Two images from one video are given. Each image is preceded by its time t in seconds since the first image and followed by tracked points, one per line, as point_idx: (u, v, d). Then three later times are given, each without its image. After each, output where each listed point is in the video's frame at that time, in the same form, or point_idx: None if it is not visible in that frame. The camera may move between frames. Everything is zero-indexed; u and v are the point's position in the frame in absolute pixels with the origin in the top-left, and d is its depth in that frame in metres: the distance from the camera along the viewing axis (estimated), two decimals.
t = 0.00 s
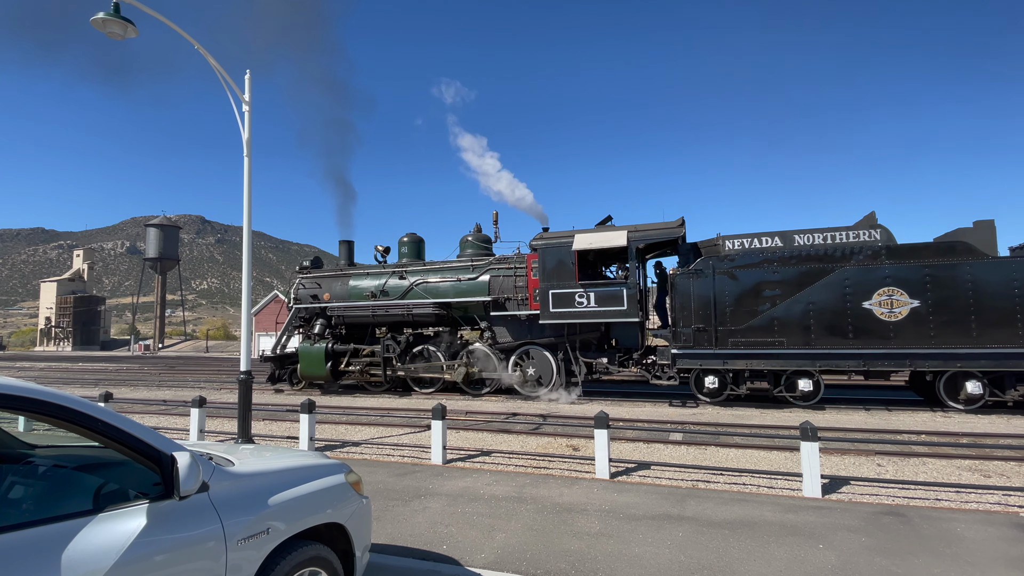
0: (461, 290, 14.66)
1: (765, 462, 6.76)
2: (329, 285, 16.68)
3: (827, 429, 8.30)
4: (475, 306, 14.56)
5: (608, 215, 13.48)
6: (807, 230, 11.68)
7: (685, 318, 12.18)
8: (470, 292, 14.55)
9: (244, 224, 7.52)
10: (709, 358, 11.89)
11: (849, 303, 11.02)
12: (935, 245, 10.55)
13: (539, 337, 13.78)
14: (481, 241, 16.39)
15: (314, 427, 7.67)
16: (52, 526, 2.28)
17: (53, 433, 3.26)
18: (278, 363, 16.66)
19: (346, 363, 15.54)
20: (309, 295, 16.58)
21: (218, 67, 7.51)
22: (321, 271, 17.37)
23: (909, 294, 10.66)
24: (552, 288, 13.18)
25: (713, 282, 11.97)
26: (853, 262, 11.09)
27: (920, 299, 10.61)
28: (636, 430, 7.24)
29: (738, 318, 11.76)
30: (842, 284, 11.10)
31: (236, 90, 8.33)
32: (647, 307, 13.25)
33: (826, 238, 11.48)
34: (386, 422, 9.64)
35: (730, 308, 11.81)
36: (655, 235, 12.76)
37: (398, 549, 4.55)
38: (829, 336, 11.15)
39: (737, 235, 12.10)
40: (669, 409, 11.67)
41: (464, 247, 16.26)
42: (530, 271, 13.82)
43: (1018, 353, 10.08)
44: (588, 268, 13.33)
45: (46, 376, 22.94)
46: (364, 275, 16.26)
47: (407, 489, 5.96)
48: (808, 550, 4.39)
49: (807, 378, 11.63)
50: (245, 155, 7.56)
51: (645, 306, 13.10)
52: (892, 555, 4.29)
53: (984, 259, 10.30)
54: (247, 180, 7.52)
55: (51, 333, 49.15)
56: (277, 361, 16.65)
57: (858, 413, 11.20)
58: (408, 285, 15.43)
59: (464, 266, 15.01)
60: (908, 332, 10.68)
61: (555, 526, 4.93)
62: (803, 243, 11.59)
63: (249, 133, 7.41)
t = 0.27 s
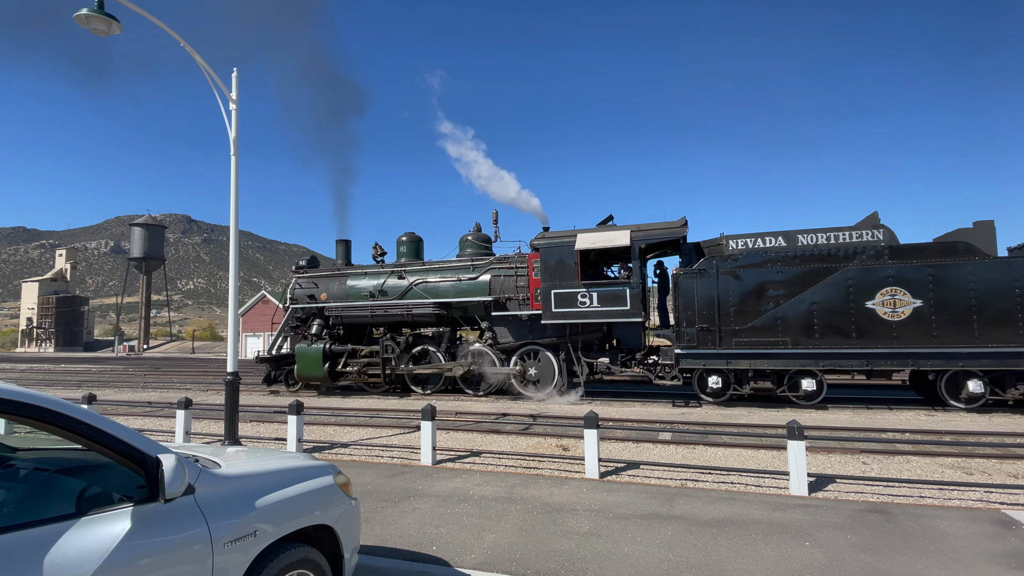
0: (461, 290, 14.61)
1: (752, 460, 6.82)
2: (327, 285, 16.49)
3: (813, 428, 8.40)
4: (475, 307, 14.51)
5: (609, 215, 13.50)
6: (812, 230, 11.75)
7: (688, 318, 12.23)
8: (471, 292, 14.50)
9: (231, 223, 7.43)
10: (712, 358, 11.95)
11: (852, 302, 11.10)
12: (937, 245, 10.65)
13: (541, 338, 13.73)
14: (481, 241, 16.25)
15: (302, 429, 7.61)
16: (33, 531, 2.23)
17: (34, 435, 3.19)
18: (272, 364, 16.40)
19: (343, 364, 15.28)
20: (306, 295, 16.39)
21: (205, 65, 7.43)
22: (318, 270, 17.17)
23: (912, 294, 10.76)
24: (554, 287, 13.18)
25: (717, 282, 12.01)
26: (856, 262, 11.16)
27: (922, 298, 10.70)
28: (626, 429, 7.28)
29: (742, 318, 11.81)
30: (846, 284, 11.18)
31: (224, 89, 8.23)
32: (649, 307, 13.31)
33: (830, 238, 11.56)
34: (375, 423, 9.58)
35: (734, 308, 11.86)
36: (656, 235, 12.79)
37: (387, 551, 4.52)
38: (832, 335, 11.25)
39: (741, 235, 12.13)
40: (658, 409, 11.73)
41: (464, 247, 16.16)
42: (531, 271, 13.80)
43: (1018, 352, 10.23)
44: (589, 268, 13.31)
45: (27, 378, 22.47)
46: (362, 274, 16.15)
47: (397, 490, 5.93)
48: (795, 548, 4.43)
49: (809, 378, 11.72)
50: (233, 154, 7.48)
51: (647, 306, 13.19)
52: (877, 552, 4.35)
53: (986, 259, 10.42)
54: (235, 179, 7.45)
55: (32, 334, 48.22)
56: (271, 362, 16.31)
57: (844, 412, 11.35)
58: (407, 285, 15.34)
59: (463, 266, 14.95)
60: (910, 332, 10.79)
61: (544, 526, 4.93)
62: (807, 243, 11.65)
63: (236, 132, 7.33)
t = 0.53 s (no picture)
0: (460, 289, 14.52)
1: (738, 459, 6.90)
2: (323, 284, 16.31)
3: (797, 426, 8.51)
4: (474, 306, 14.42)
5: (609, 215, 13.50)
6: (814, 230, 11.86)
7: (689, 318, 12.21)
8: (470, 291, 14.41)
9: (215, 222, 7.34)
10: (713, 358, 11.95)
11: (853, 302, 11.16)
12: (935, 245, 10.76)
13: (541, 337, 13.75)
14: (480, 240, 16.19)
15: (288, 429, 7.54)
16: (11, 534, 2.19)
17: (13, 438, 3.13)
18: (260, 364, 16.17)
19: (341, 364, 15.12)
20: (302, 294, 16.20)
21: (189, 61, 7.33)
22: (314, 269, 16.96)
23: (911, 294, 10.84)
24: (555, 287, 13.15)
25: (718, 282, 12.01)
26: (856, 261, 11.23)
27: (921, 298, 10.79)
28: (613, 428, 7.32)
29: (743, 318, 11.83)
30: (846, 284, 11.24)
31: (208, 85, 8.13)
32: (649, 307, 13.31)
33: (830, 238, 11.64)
34: (362, 423, 9.52)
35: (735, 307, 11.87)
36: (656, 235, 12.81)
37: (374, 552, 4.50)
38: (833, 335, 11.30)
39: (742, 234, 12.15)
40: (646, 408, 11.80)
41: (462, 246, 16.04)
42: (531, 270, 13.75)
43: (1015, 351, 10.36)
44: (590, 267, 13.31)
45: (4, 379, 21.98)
46: (359, 274, 16.05)
47: (384, 490, 5.90)
48: (779, 545, 4.49)
49: (809, 377, 11.83)
50: (217, 152, 7.39)
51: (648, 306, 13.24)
52: (859, 548, 4.42)
53: (984, 259, 10.54)
54: (219, 177, 7.36)
55: (10, 334, 47.20)
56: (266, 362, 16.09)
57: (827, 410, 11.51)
58: (406, 284, 15.22)
59: (462, 265, 14.87)
60: (910, 331, 10.86)
61: (531, 526, 4.94)
62: (807, 243, 11.70)
63: (220, 129, 7.25)
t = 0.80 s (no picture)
0: (458, 288, 14.37)
1: (721, 456, 6.99)
2: (317, 283, 16.10)
3: (778, 424, 8.65)
4: (472, 305, 14.27)
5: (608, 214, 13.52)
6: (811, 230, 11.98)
7: (689, 317, 12.24)
8: (468, 290, 14.25)
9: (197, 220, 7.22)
10: (713, 357, 12.01)
11: (851, 301, 11.31)
12: (931, 246, 10.98)
13: (540, 337, 13.72)
14: (477, 238, 15.82)
15: (271, 430, 7.45)
16: None
17: None
18: (245, 364, 15.94)
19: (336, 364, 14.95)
20: (295, 293, 15.95)
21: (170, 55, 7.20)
22: (307, 267, 16.70)
23: (908, 293, 11.04)
24: (555, 286, 13.17)
25: (718, 281, 12.09)
26: (854, 261, 11.41)
27: (918, 298, 11.00)
28: (599, 427, 7.36)
29: (743, 317, 11.92)
30: (844, 283, 11.39)
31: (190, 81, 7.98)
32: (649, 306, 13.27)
33: (828, 238, 11.80)
34: (347, 423, 9.45)
35: (735, 306, 11.95)
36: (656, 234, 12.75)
37: (360, 553, 4.48)
38: (830, 334, 11.44)
39: (742, 234, 12.25)
40: (631, 407, 11.90)
41: (459, 244, 15.82)
42: (530, 269, 13.69)
43: (1007, 350, 10.64)
44: (590, 267, 13.33)
45: None
46: (354, 272, 15.87)
47: (369, 491, 5.87)
48: (761, 541, 4.57)
49: (807, 375, 11.99)
50: (199, 149, 7.27)
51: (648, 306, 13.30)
52: (839, 543, 4.51)
53: (978, 259, 10.79)
54: (202, 174, 7.24)
55: None
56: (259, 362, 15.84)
57: (808, 408, 11.72)
58: (402, 282, 15.07)
59: (460, 263, 14.71)
60: (907, 329, 11.05)
61: (517, 525, 4.95)
62: (806, 243, 11.85)
63: (203, 126, 7.12)
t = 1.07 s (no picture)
0: (455, 287, 14.23)
1: (703, 454, 7.06)
2: (309, 281, 15.79)
3: (759, 422, 8.76)
4: (469, 304, 14.14)
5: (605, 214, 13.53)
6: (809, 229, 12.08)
7: (689, 316, 12.32)
8: (465, 289, 14.12)
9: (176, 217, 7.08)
10: (712, 356, 12.13)
11: (848, 300, 11.50)
12: (927, 246, 11.20)
13: (538, 336, 13.61)
14: (472, 237, 15.81)
15: (252, 431, 7.34)
16: None
17: None
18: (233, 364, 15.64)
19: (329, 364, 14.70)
20: (286, 291, 15.62)
21: (148, 48, 7.01)
22: (299, 266, 16.36)
23: (904, 293, 11.25)
24: (554, 285, 13.08)
25: (717, 280, 12.19)
26: (851, 261, 11.59)
27: (913, 297, 11.21)
28: (583, 425, 7.39)
29: (742, 316, 12.03)
30: (841, 283, 11.57)
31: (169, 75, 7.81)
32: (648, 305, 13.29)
33: (827, 238, 11.94)
34: (329, 423, 9.35)
35: (734, 305, 12.06)
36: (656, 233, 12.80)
37: (342, 554, 4.43)
38: (827, 332, 11.61)
39: (740, 234, 12.30)
40: (615, 405, 11.97)
41: (455, 242, 15.65)
42: (529, 268, 13.57)
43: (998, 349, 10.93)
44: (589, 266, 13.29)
45: None
46: (348, 270, 15.66)
47: (352, 491, 5.82)
48: (743, 537, 4.63)
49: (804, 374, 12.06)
50: (177, 144, 7.12)
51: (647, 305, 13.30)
52: (818, 539, 4.59)
53: (972, 259, 11.06)
54: (180, 170, 7.10)
55: None
56: (249, 362, 15.51)
57: (789, 406, 11.89)
58: (398, 281, 14.89)
59: (458, 262, 14.58)
60: (902, 329, 11.26)
61: (502, 524, 4.95)
62: (804, 242, 11.98)
63: (182, 121, 6.98)
